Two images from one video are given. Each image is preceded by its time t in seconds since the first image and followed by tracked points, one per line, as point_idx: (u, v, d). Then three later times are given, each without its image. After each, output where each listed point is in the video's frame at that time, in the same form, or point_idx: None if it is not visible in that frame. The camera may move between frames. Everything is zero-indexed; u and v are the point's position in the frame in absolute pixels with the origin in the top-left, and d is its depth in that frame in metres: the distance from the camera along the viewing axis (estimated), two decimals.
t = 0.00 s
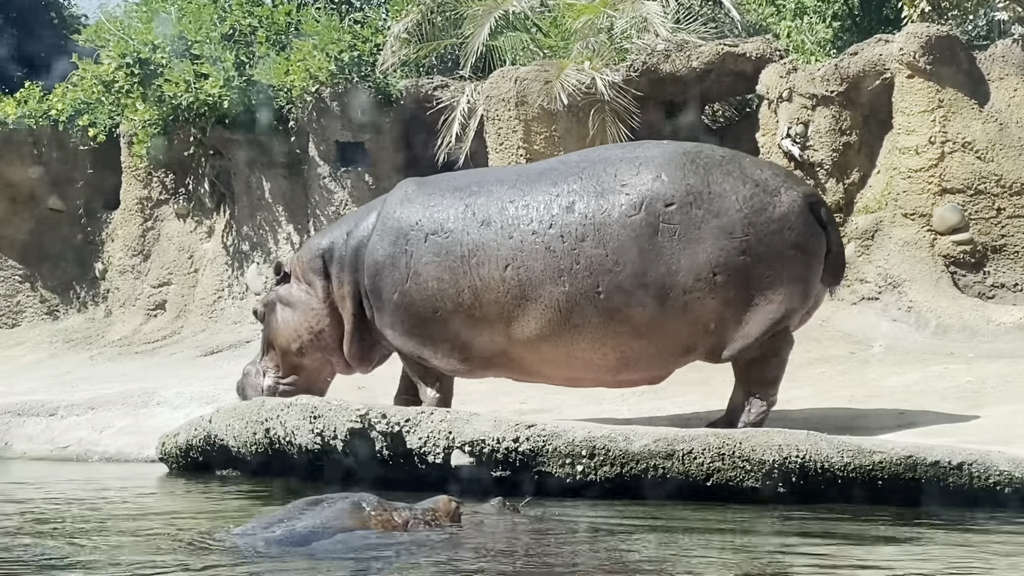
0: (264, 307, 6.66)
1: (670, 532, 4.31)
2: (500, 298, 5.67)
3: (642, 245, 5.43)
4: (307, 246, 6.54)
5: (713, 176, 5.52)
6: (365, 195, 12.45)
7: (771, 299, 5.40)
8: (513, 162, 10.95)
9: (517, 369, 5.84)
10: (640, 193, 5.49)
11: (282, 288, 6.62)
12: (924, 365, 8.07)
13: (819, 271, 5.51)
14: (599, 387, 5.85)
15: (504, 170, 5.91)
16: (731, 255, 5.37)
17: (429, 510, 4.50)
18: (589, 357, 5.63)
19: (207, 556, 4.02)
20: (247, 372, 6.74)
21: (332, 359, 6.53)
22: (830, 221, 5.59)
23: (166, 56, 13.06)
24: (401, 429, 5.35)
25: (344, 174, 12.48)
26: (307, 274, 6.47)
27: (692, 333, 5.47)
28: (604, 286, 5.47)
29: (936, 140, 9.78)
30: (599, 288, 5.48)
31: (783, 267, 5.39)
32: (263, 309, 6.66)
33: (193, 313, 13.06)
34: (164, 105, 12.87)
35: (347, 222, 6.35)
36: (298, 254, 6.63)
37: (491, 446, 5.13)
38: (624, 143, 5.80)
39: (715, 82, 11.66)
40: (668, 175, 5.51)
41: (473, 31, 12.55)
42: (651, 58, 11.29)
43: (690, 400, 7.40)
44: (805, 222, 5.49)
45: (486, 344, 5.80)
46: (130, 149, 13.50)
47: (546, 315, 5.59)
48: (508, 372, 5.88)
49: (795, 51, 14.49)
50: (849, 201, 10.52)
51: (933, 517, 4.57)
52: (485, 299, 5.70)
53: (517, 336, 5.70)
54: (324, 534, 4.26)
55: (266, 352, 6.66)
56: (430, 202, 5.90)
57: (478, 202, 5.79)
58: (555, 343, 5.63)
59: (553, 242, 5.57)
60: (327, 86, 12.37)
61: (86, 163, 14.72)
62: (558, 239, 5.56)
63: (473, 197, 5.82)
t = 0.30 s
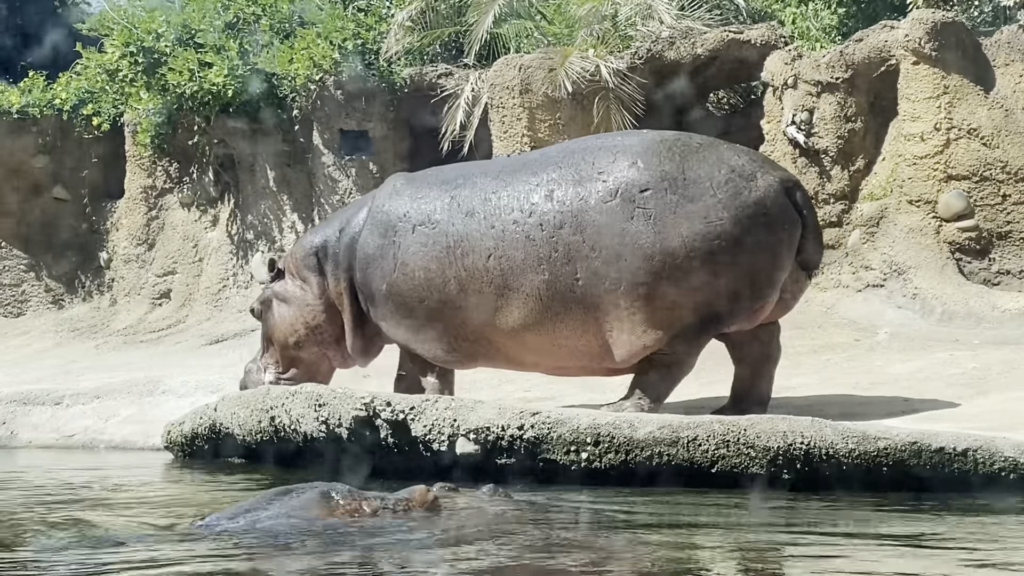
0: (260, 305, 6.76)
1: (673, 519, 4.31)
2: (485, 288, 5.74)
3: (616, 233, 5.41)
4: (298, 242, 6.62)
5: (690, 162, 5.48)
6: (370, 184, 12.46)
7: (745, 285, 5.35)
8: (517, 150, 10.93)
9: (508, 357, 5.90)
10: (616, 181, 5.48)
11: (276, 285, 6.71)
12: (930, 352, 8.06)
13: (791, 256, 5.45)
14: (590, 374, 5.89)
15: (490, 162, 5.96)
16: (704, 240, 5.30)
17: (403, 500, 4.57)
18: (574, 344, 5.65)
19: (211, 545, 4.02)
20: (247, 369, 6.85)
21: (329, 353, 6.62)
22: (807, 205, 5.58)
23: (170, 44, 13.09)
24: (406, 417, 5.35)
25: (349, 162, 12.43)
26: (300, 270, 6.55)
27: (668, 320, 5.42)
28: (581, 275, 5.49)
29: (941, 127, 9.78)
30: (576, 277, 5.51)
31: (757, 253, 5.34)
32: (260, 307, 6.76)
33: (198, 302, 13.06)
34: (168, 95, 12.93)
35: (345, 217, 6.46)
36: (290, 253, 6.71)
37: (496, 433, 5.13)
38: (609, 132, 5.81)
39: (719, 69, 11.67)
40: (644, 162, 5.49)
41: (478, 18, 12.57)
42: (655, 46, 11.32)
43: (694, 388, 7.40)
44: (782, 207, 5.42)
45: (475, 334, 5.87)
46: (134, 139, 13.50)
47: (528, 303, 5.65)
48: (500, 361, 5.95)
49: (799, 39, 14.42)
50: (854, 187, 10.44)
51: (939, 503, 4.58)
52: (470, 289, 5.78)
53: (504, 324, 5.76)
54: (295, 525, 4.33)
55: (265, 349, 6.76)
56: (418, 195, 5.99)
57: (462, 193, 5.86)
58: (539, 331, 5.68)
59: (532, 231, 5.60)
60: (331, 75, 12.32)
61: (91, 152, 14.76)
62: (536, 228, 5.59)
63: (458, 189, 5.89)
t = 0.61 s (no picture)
0: (263, 304, 6.83)
1: (683, 504, 4.31)
2: (462, 275, 5.79)
3: (586, 216, 5.45)
4: (295, 239, 6.71)
5: (659, 145, 5.51)
6: (375, 171, 12.57)
7: (713, 263, 5.33)
8: (524, 137, 10.94)
9: (490, 344, 5.93)
10: (585, 164, 5.51)
11: (276, 283, 6.79)
12: (938, 338, 8.04)
13: (762, 235, 5.42)
14: (574, 360, 5.89)
15: (470, 152, 6.03)
16: (670, 218, 5.31)
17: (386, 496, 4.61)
18: (551, 329, 5.67)
19: (221, 531, 4.04)
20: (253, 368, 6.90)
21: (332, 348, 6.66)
22: (776, 187, 5.55)
23: (177, 33, 13.02)
24: (414, 404, 5.35)
25: (354, 150, 12.55)
26: (297, 266, 6.64)
27: (639, 300, 5.42)
28: (552, 258, 5.53)
29: (949, 112, 9.78)
30: (548, 261, 5.54)
31: (724, 230, 5.32)
32: (263, 306, 6.83)
33: (206, 290, 13.09)
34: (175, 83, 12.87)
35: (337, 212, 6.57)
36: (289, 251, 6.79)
37: (504, 420, 5.12)
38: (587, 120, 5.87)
39: (726, 55, 11.66)
40: (613, 145, 5.53)
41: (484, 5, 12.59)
42: (661, 33, 11.24)
43: (702, 374, 7.41)
44: (751, 185, 5.41)
45: (456, 321, 5.92)
46: (141, 127, 13.53)
47: (504, 289, 5.69)
48: (485, 348, 5.98)
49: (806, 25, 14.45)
50: (862, 173, 10.45)
51: (946, 488, 4.58)
52: (448, 276, 5.83)
53: (483, 310, 5.80)
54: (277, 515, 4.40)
55: (268, 347, 6.82)
56: (400, 187, 6.09)
57: (441, 183, 5.93)
58: (516, 316, 5.71)
59: (505, 217, 5.65)
60: (338, 63, 12.37)
61: (98, 141, 14.77)
62: (509, 213, 5.64)
63: (437, 179, 5.97)
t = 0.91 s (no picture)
0: (260, 292, 7.10)
1: (696, 492, 4.31)
2: (452, 261, 6.01)
3: (567, 199, 5.61)
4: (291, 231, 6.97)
5: (640, 130, 5.63)
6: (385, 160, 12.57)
7: (688, 245, 5.41)
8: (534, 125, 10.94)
9: (479, 330, 6.09)
10: (567, 149, 5.67)
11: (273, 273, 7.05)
12: (951, 326, 8.02)
13: (741, 219, 5.48)
14: (560, 348, 6.01)
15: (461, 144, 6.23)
16: (646, 200, 5.42)
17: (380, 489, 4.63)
18: (536, 314, 5.83)
19: (234, 518, 4.06)
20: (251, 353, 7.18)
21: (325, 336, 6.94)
22: (755, 177, 5.63)
23: (188, 22, 13.02)
24: (426, 391, 5.36)
25: (365, 139, 12.50)
26: (292, 256, 6.90)
27: (617, 282, 5.55)
28: (535, 241, 5.69)
29: (960, 100, 9.75)
30: (531, 245, 5.71)
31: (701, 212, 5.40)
32: (260, 294, 7.10)
33: (217, 280, 13.10)
34: (186, 72, 12.87)
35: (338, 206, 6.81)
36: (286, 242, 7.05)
37: (515, 408, 5.12)
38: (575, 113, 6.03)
39: (736, 43, 11.65)
40: (595, 131, 5.67)
41: None
42: (672, 20, 11.30)
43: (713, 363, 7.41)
44: (729, 170, 5.51)
45: (446, 306, 6.11)
46: (152, 116, 13.55)
47: (491, 274, 5.88)
48: (473, 335, 6.13)
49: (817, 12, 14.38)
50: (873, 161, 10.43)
51: (959, 476, 4.57)
52: (439, 263, 6.05)
53: (471, 296, 5.98)
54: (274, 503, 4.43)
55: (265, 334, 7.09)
56: (395, 178, 6.32)
57: (433, 174, 6.15)
58: (502, 301, 5.89)
59: (491, 204, 5.85)
60: (348, 52, 12.39)
61: (108, 131, 14.78)
62: (495, 199, 5.83)
63: (429, 170, 6.19)
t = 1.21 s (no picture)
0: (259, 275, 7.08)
1: (707, 480, 4.33)
2: (449, 248, 6.01)
3: (566, 186, 5.62)
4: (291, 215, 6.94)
5: (639, 121, 5.67)
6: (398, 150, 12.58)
7: (687, 232, 5.43)
8: (546, 114, 10.97)
9: (475, 317, 6.10)
10: (566, 137, 5.70)
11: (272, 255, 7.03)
12: (965, 315, 8.01)
13: (740, 209, 5.51)
14: (556, 336, 6.03)
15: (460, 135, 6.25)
16: (645, 187, 5.45)
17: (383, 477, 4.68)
18: (533, 301, 5.84)
19: (253, 506, 4.10)
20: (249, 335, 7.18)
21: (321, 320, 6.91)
22: (753, 168, 5.67)
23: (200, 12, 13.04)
24: (439, 380, 5.37)
25: (377, 129, 12.51)
26: (290, 241, 6.88)
27: (616, 268, 5.56)
28: (532, 227, 5.70)
29: (975, 87, 9.73)
30: (528, 230, 5.71)
31: (699, 200, 5.43)
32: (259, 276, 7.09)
33: (231, 269, 13.13)
34: (200, 61, 12.91)
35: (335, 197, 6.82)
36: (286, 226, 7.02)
37: (528, 397, 5.14)
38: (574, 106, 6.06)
39: (750, 32, 11.65)
40: (595, 121, 5.71)
41: None
42: (685, 8, 11.25)
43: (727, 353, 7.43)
44: (728, 161, 5.54)
45: (442, 293, 6.11)
46: (167, 106, 13.60)
47: (487, 260, 5.88)
48: (469, 322, 6.14)
49: None
50: (887, 149, 10.37)
51: (972, 464, 4.57)
52: (436, 250, 6.05)
53: (467, 282, 5.99)
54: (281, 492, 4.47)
55: (263, 317, 7.09)
56: (393, 168, 6.33)
57: (431, 163, 6.17)
58: (499, 288, 5.89)
59: (489, 190, 5.86)
60: (361, 41, 12.42)
61: (122, 121, 14.82)
62: (493, 186, 5.84)
63: (428, 160, 6.21)
